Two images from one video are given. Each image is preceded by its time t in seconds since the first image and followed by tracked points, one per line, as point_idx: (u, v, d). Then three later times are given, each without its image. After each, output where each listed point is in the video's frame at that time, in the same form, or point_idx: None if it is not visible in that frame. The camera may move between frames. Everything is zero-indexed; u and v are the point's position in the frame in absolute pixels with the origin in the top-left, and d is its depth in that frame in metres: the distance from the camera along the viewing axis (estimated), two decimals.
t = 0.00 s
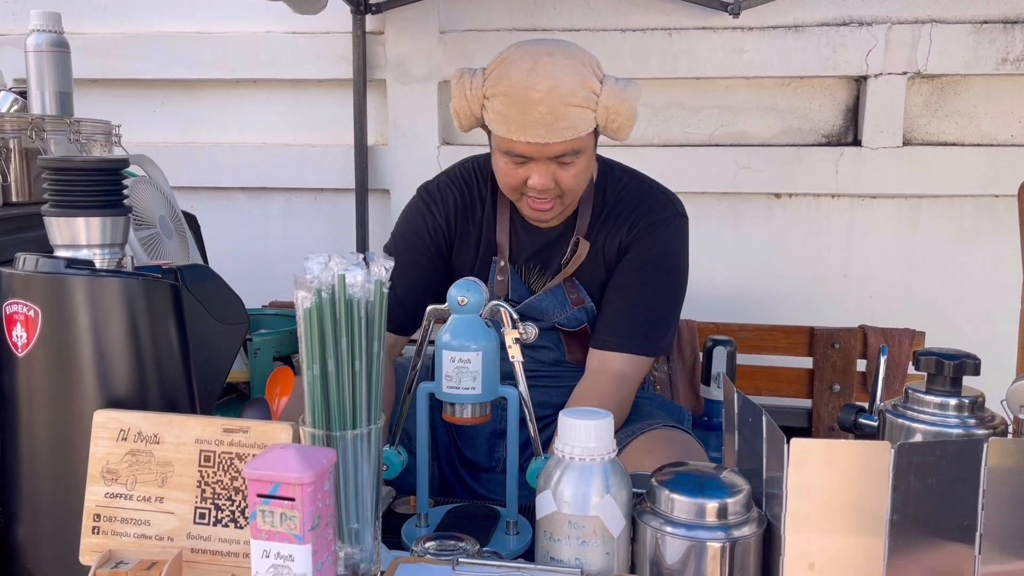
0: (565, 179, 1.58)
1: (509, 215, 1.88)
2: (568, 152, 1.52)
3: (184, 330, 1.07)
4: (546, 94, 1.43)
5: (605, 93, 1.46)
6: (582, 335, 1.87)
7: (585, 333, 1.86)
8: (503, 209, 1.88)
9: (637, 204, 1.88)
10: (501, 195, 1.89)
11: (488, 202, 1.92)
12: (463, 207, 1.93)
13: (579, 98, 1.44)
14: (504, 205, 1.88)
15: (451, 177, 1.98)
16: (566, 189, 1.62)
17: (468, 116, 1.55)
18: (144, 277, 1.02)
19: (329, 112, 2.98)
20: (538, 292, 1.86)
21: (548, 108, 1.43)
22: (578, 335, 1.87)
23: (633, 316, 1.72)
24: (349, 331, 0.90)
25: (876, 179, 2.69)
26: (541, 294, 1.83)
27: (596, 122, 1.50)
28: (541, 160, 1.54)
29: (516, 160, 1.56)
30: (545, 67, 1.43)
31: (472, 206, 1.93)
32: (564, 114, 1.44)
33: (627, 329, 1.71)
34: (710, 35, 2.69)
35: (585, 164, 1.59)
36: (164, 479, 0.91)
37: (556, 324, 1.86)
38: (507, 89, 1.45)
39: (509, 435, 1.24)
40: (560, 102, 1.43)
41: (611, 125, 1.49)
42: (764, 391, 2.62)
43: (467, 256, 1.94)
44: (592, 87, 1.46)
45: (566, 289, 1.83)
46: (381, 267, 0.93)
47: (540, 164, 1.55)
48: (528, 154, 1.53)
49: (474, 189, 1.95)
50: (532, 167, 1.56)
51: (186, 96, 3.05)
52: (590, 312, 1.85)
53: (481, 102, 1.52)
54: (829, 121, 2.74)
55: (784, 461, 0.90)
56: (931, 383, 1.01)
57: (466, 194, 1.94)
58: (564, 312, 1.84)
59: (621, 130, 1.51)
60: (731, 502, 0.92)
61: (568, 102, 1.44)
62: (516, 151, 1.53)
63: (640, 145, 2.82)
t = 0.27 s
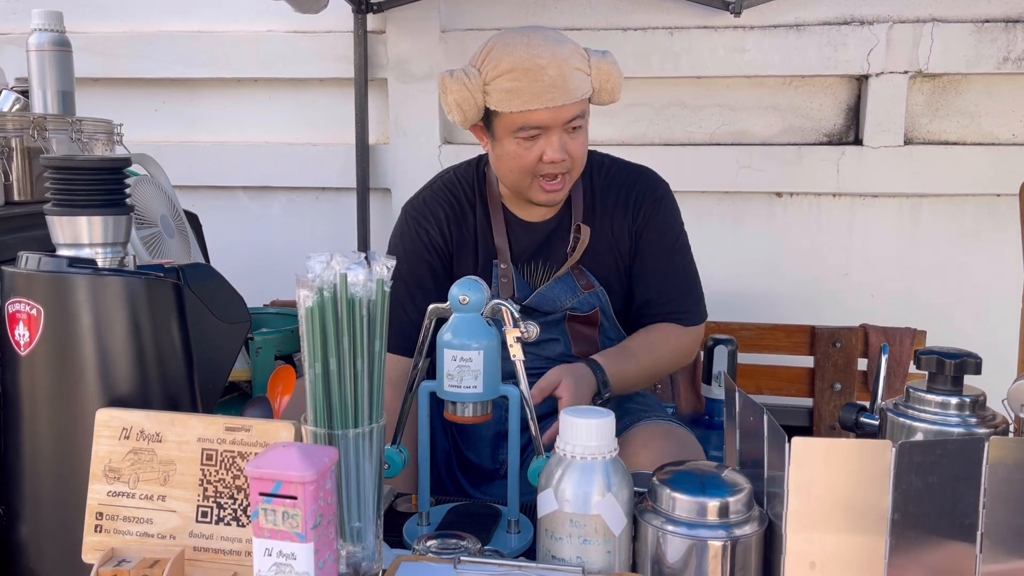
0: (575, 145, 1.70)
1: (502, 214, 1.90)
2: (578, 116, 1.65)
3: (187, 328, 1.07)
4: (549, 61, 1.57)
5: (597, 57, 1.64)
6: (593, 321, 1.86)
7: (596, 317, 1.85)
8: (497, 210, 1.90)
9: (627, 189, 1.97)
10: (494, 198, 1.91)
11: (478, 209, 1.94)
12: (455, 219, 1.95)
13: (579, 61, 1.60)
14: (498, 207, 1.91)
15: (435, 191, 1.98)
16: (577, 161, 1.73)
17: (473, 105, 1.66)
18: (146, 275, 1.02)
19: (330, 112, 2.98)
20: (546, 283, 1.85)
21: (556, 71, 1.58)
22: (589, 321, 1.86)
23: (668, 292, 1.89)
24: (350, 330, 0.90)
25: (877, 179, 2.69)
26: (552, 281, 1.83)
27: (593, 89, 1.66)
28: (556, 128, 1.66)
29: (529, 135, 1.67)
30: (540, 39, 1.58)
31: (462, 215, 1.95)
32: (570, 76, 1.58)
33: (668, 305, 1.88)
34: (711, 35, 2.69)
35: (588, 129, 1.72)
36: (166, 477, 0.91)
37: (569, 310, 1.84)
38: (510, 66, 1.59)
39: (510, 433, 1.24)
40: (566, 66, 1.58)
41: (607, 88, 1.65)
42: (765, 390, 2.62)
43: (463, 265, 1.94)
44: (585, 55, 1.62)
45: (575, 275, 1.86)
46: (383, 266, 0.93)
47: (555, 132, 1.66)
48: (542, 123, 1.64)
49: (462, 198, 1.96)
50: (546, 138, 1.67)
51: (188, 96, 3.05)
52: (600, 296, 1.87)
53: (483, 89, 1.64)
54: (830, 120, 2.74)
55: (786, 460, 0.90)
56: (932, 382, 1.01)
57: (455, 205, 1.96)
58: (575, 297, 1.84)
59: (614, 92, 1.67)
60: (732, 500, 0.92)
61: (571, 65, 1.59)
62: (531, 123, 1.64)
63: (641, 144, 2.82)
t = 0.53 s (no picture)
0: (512, 155, 1.66)
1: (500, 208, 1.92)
2: (510, 129, 1.60)
3: (189, 329, 1.07)
4: (487, 68, 1.54)
5: (547, 75, 1.54)
6: (588, 320, 1.85)
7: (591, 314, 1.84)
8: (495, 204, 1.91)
9: (634, 183, 1.98)
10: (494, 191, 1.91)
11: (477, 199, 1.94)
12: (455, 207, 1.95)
13: (518, 75, 1.54)
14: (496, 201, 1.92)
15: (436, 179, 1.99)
16: (516, 169, 1.69)
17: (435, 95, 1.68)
18: (149, 276, 1.02)
19: (331, 111, 2.97)
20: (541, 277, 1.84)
21: (486, 81, 1.53)
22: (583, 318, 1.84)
23: (686, 280, 1.97)
24: (353, 330, 0.90)
25: (879, 178, 2.69)
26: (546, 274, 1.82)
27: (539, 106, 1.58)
28: (486, 135, 1.63)
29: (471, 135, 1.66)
30: (490, 44, 1.55)
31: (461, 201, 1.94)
32: (504, 88, 1.54)
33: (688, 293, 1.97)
34: (712, 34, 2.69)
35: (534, 144, 1.65)
36: (169, 478, 0.91)
37: (564, 305, 1.82)
38: (457, 64, 1.58)
39: (512, 434, 1.23)
40: (500, 77, 1.53)
41: (554, 109, 1.56)
42: (767, 390, 2.62)
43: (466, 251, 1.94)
44: (532, 69, 1.55)
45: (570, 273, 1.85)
46: (386, 267, 0.93)
47: (485, 139, 1.63)
48: (473, 128, 1.62)
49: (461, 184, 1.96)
50: (480, 142, 1.65)
51: (189, 95, 3.05)
52: (596, 293, 1.85)
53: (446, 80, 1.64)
54: (832, 119, 2.74)
55: (789, 461, 0.90)
56: (936, 382, 1.01)
57: (456, 194, 1.95)
58: (570, 292, 1.83)
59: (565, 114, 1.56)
60: (735, 502, 0.92)
61: (506, 78, 1.53)
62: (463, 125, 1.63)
63: (643, 143, 2.81)
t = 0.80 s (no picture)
0: (457, 135, 1.83)
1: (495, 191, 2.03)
2: (453, 108, 1.78)
3: (190, 329, 1.06)
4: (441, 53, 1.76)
5: (477, 67, 1.69)
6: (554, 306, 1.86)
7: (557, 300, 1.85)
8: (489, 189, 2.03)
9: (620, 185, 1.94)
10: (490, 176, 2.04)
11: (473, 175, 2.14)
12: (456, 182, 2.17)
13: (456, 60, 1.71)
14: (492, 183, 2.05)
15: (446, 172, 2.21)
16: (463, 149, 1.85)
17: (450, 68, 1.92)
18: (150, 276, 1.01)
19: (332, 111, 2.97)
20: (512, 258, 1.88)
21: (440, 60, 1.75)
22: (550, 303, 1.85)
23: (664, 289, 1.86)
24: (355, 331, 0.90)
25: (881, 178, 2.68)
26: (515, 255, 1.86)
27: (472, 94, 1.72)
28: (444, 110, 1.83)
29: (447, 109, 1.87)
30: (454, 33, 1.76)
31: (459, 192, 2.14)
32: (443, 70, 1.74)
33: (663, 302, 1.86)
34: (714, 34, 2.69)
35: (476, 130, 1.80)
36: (170, 479, 0.91)
37: (530, 288, 1.84)
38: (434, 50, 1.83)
39: (513, 435, 1.23)
40: (445, 57, 1.73)
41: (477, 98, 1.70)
42: (768, 390, 2.61)
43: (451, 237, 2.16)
44: (470, 57, 1.70)
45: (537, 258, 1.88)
46: (388, 267, 0.93)
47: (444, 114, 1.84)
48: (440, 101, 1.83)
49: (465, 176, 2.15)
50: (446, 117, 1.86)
51: (189, 95, 3.04)
52: (561, 281, 1.86)
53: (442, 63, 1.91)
54: (834, 119, 2.73)
55: (792, 462, 0.90)
56: (938, 383, 1.01)
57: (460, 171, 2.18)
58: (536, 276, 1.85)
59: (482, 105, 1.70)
60: (737, 502, 0.92)
61: (445, 62, 1.73)
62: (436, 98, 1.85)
63: (644, 143, 2.81)
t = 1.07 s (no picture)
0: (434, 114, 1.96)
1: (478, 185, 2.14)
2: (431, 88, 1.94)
3: (190, 329, 1.06)
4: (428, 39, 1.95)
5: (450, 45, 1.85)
6: (525, 287, 1.86)
7: (528, 283, 1.85)
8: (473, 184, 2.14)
9: (585, 172, 1.95)
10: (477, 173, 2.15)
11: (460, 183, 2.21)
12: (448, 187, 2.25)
13: (436, 40, 1.89)
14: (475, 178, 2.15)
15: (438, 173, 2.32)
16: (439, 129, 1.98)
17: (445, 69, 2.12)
18: (149, 276, 1.01)
19: (333, 111, 2.97)
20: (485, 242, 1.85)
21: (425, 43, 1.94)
22: (522, 286, 1.85)
23: (622, 276, 1.85)
24: (355, 330, 0.90)
25: (881, 178, 2.68)
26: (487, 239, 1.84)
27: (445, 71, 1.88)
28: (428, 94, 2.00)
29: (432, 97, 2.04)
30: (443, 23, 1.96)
31: (443, 195, 2.25)
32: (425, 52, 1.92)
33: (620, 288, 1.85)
34: (714, 33, 2.68)
35: (448, 108, 1.92)
36: (169, 479, 0.91)
37: (505, 272, 1.82)
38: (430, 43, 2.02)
39: (513, 435, 1.23)
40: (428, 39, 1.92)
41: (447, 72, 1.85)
42: (768, 390, 2.61)
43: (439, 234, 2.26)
44: (448, 38, 1.88)
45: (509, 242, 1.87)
46: (388, 267, 0.93)
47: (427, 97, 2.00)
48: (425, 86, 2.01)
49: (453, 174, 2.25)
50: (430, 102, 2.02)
51: (190, 95, 3.04)
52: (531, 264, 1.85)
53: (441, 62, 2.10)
54: (835, 119, 2.73)
55: (793, 462, 0.90)
56: (939, 383, 1.00)
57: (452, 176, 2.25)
58: (507, 259, 1.84)
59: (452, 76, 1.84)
60: (737, 502, 0.91)
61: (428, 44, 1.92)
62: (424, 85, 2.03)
63: (644, 143, 2.81)
